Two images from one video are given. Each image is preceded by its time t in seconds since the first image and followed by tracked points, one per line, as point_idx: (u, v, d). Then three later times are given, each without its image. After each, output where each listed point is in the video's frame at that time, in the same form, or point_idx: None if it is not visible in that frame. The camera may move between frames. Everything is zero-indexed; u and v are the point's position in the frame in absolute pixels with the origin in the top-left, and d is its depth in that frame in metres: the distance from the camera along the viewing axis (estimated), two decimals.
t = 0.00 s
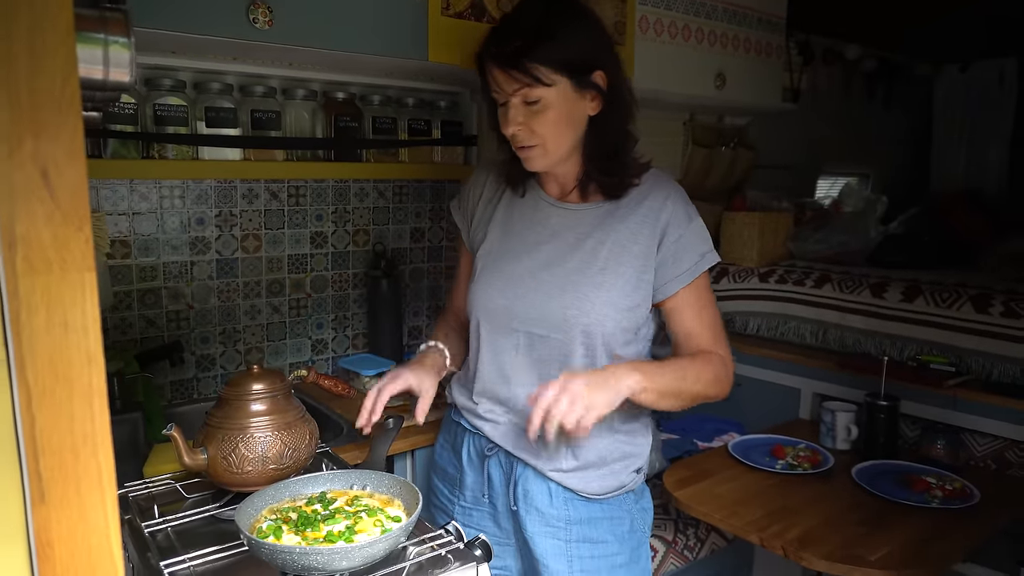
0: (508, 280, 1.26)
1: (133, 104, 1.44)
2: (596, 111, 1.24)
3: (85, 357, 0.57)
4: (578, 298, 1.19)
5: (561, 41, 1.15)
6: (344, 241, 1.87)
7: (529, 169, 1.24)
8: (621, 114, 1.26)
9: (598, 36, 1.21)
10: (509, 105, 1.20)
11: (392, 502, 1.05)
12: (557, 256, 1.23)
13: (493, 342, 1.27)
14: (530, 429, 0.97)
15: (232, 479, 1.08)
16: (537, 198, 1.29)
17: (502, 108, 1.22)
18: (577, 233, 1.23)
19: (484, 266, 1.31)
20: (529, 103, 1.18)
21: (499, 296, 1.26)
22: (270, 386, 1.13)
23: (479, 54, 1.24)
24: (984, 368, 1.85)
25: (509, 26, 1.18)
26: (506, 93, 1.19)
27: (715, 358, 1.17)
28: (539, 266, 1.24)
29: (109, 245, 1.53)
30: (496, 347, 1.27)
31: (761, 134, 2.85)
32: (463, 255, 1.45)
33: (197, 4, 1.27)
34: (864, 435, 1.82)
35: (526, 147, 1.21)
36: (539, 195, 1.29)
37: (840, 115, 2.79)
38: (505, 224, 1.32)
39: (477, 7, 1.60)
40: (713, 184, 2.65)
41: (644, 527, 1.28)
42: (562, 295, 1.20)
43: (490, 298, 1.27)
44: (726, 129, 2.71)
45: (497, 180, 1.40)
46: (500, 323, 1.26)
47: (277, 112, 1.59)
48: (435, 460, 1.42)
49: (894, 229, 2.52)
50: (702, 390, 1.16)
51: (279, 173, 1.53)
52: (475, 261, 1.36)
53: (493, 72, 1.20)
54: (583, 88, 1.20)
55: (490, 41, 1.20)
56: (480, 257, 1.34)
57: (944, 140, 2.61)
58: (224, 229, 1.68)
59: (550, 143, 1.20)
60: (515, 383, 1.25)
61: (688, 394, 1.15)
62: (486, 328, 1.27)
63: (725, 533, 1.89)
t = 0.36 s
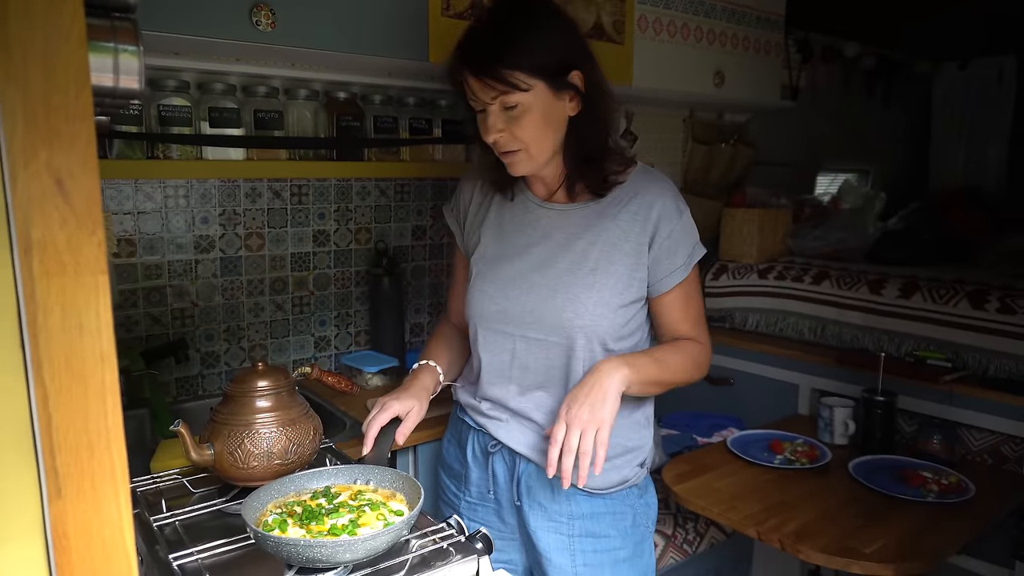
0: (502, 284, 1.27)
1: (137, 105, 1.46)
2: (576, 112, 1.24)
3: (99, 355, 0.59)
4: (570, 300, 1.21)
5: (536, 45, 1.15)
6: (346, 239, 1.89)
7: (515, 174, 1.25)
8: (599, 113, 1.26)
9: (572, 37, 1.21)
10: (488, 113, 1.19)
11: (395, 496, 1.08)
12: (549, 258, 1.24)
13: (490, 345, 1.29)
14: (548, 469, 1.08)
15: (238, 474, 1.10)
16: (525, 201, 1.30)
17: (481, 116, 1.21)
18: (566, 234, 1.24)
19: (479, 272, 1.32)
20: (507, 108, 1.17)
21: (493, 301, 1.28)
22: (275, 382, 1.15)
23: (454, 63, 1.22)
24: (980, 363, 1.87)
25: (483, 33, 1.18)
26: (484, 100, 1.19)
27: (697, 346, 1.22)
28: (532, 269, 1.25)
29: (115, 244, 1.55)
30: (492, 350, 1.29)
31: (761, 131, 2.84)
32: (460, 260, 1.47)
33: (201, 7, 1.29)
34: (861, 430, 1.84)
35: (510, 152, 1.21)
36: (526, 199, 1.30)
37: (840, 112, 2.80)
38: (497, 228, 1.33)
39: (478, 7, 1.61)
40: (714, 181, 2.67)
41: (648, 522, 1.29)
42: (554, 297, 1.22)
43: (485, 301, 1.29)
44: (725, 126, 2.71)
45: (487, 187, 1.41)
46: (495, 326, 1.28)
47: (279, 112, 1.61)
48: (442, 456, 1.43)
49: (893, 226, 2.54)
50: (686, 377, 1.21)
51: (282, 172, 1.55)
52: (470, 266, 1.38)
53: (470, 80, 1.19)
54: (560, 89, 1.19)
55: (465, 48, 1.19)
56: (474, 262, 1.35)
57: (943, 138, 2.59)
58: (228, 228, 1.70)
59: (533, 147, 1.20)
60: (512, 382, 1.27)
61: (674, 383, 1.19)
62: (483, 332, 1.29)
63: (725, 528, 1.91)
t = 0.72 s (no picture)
0: (505, 291, 1.29)
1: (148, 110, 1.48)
2: (570, 119, 1.25)
3: (123, 361, 0.62)
4: (572, 305, 1.22)
5: (530, 55, 1.16)
6: (352, 241, 1.91)
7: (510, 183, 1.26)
8: (592, 120, 1.26)
9: (565, 45, 1.22)
10: (482, 122, 1.20)
11: (404, 495, 1.10)
12: (551, 264, 1.26)
13: (494, 351, 1.31)
14: (577, 484, 1.12)
15: (250, 474, 1.13)
16: (522, 208, 1.31)
17: (475, 125, 1.22)
18: (565, 239, 1.26)
19: (481, 280, 1.34)
20: (502, 118, 1.18)
21: (496, 308, 1.30)
22: (286, 384, 1.17)
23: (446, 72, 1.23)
24: (981, 363, 1.89)
25: (476, 41, 1.18)
26: (478, 109, 1.19)
27: (701, 344, 1.23)
28: (534, 275, 1.27)
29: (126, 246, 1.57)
30: (496, 357, 1.30)
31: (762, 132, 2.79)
32: (461, 265, 1.49)
33: (213, 13, 1.31)
34: (862, 429, 1.86)
35: (505, 161, 1.22)
36: (524, 207, 1.31)
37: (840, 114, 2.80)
38: (497, 235, 1.35)
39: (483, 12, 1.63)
40: (716, 182, 2.70)
41: (654, 521, 1.31)
42: (556, 303, 1.23)
43: (489, 308, 1.31)
44: (727, 127, 2.71)
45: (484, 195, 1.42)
46: (499, 333, 1.30)
47: (287, 116, 1.63)
48: (450, 457, 1.45)
49: (894, 226, 2.55)
50: (692, 375, 1.22)
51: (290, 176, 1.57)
52: (472, 273, 1.40)
53: (464, 89, 1.20)
54: (554, 97, 1.20)
55: (458, 57, 1.20)
56: (476, 269, 1.37)
57: (945, 143, 2.65)
58: (236, 230, 1.72)
59: (528, 155, 1.21)
60: (516, 387, 1.29)
61: (679, 382, 1.21)
62: (488, 339, 1.31)
63: (727, 526, 1.93)
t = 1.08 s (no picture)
0: (512, 300, 1.31)
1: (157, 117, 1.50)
2: (575, 129, 1.27)
3: (144, 368, 0.63)
4: (578, 314, 1.24)
5: (534, 68, 1.17)
6: (357, 246, 1.92)
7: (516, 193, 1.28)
8: (597, 129, 1.29)
9: (569, 56, 1.23)
10: (488, 133, 1.22)
11: (410, 499, 1.11)
12: (558, 273, 1.28)
13: (501, 359, 1.32)
14: (577, 490, 1.13)
15: (260, 478, 1.14)
16: (528, 218, 1.33)
17: (480, 136, 1.24)
18: (571, 248, 1.28)
19: (488, 288, 1.35)
20: (507, 129, 1.20)
21: (503, 317, 1.31)
22: (294, 389, 1.18)
23: (451, 84, 1.24)
24: (980, 369, 1.90)
25: (480, 54, 1.20)
26: (484, 121, 1.21)
27: (708, 351, 1.25)
28: (541, 284, 1.29)
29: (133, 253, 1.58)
30: (503, 364, 1.32)
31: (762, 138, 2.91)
32: (467, 272, 1.50)
33: (222, 24, 1.32)
34: (862, 434, 1.87)
35: (512, 171, 1.24)
36: (530, 216, 1.33)
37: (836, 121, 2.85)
38: (504, 243, 1.36)
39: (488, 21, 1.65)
40: (717, 187, 2.73)
41: (659, 527, 1.32)
42: (563, 312, 1.25)
43: (495, 317, 1.32)
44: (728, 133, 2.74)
45: (490, 204, 1.44)
46: (505, 341, 1.31)
47: (294, 123, 1.64)
48: (457, 462, 1.46)
49: (894, 231, 2.57)
50: (699, 382, 1.24)
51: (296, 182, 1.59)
52: (478, 281, 1.41)
53: (469, 101, 1.21)
54: (559, 108, 1.22)
55: (464, 69, 1.22)
56: (482, 276, 1.38)
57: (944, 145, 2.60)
58: (242, 236, 1.74)
59: (535, 166, 1.23)
60: (522, 395, 1.30)
61: (685, 390, 1.23)
62: (494, 346, 1.33)
63: (728, 530, 1.95)
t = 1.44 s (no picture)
0: (512, 305, 1.31)
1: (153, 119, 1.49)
2: (579, 135, 1.27)
3: (143, 374, 0.63)
4: (579, 320, 1.24)
5: (539, 73, 1.17)
6: (353, 250, 1.92)
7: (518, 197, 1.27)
8: (600, 135, 1.29)
9: (574, 62, 1.23)
10: (492, 137, 1.22)
11: (407, 504, 1.11)
12: (558, 278, 1.28)
13: (501, 363, 1.32)
14: (577, 496, 1.13)
15: (256, 484, 1.13)
16: (529, 222, 1.33)
17: (485, 140, 1.24)
18: (571, 252, 1.28)
19: (488, 293, 1.35)
20: (511, 133, 1.20)
21: (503, 321, 1.31)
22: (291, 394, 1.18)
23: (455, 88, 1.24)
24: (974, 372, 1.91)
25: (485, 58, 1.20)
26: (488, 124, 1.21)
27: (707, 357, 1.25)
28: (541, 290, 1.29)
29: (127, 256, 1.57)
30: (503, 369, 1.32)
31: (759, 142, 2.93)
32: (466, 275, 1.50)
33: (220, 26, 1.32)
34: (857, 438, 1.88)
35: (515, 175, 1.24)
36: (532, 219, 1.33)
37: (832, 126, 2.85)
38: (505, 246, 1.36)
39: (486, 25, 1.65)
40: (712, 192, 2.72)
41: (657, 531, 1.32)
42: (564, 318, 1.25)
43: (496, 322, 1.32)
44: (723, 137, 2.77)
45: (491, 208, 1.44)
46: (505, 346, 1.31)
47: (290, 126, 1.64)
48: (454, 466, 1.46)
49: (888, 235, 2.58)
50: (698, 388, 1.24)
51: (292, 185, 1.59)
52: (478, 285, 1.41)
53: (474, 104, 1.21)
54: (563, 114, 1.22)
55: (469, 73, 1.21)
56: (483, 280, 1.38)
57: (937, 149, 2.62)
58: (237, 239, 1.73)
59: (538, 170, 1.23)
60: (522, 400, 1.30)
61: (685, 396, 1.23)
62: (495, 351, 1.33)
63: (723, 534, 1.95)
